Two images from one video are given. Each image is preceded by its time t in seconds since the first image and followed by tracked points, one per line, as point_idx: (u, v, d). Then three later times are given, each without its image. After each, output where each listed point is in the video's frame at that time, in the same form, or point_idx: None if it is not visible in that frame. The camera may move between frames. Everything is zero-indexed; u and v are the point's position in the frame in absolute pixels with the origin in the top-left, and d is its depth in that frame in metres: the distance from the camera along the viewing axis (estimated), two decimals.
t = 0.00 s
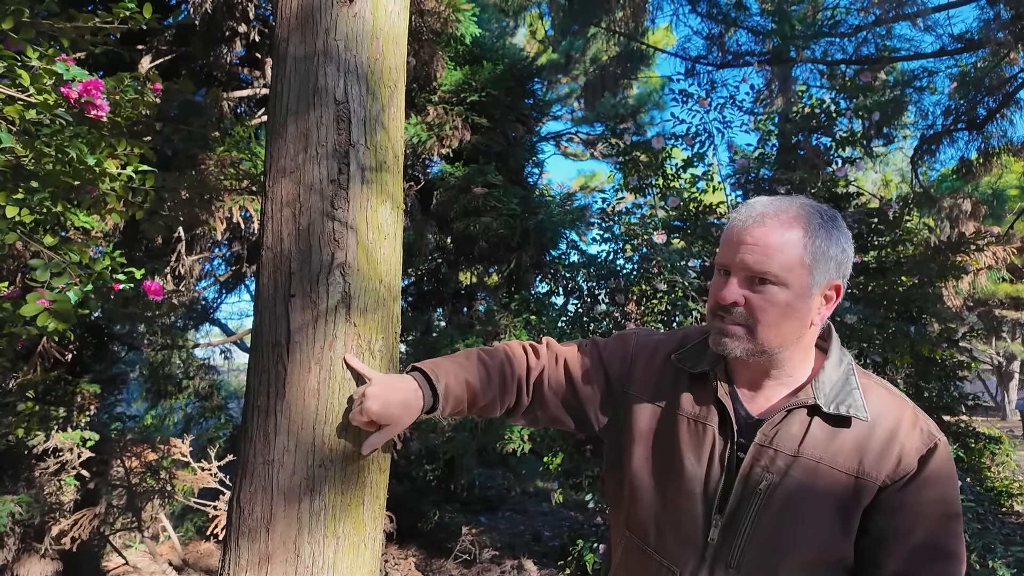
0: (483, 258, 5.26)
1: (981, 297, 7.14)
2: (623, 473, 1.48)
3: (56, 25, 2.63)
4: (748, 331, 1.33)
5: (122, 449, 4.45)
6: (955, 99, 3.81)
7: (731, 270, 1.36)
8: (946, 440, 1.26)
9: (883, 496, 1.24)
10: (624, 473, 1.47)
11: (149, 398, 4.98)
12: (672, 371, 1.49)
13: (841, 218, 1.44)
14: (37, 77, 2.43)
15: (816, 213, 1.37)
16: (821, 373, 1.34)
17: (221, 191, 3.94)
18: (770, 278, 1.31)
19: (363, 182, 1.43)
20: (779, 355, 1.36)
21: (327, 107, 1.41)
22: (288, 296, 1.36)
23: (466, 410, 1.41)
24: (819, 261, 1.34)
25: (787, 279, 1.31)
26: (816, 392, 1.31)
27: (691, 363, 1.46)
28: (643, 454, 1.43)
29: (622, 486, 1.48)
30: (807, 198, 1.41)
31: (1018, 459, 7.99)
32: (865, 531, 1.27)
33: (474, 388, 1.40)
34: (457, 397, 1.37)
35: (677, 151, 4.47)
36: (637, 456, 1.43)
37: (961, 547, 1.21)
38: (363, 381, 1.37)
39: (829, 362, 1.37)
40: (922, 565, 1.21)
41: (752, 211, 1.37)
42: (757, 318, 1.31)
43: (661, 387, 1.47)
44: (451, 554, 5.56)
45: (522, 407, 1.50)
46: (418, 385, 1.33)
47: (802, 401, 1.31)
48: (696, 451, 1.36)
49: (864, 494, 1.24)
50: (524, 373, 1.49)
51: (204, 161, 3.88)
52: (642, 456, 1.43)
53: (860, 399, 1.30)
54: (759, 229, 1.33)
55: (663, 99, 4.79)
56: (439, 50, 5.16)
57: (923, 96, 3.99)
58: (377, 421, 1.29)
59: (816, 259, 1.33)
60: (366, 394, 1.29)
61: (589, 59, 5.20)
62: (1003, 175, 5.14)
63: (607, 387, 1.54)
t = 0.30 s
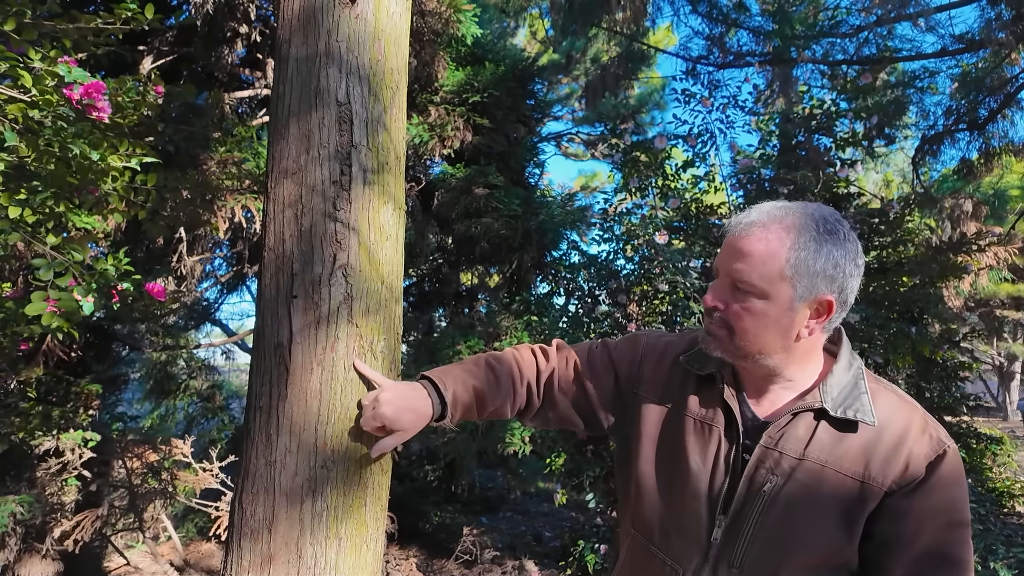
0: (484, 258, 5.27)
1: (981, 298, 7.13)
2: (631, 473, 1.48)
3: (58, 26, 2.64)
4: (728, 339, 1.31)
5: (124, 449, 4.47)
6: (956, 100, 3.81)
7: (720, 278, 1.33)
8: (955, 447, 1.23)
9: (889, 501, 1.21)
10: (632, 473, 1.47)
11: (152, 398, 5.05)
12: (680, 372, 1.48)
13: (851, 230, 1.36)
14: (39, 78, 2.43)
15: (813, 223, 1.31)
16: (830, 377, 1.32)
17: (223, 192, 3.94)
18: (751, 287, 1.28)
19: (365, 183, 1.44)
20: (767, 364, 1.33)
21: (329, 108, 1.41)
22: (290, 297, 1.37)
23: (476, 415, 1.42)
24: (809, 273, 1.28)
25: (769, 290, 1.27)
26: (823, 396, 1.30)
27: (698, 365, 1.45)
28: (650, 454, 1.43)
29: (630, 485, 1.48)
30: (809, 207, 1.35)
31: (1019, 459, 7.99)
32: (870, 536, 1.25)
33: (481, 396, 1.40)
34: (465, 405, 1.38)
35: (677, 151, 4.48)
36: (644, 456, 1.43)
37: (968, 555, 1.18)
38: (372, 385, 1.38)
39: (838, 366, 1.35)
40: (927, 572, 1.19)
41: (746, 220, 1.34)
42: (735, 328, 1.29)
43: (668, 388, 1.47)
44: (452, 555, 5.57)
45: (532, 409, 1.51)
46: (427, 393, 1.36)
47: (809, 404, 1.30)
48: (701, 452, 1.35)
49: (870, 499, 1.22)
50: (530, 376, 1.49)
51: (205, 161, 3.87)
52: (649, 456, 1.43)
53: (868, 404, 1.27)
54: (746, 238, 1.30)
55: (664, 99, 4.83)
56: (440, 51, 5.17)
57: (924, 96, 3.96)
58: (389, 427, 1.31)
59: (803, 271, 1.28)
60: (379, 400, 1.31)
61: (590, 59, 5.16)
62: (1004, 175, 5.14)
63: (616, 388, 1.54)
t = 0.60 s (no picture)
0: (485, 258, 5.28)
1: (982, 299, 7.14)
2: (630, 474, 1.48)
3: (59, 26, 2.65)
4: (729, 343, 1.29)
5: (124, 450, 4.49)
6: (958, 99, 3.80)
7: (718, 282, 1.32)
8: (955, 449, 1.22)
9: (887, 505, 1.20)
10: (630, 474, 1.47)
11: (153, 399, 5.04)
12: (677, 373, 1.47)
13: (849, 229, 1.34)
14: (40, 77, 2.45)
15: (812, 224, 1.29)
16: (827, 379, 1.30)
17: (222, 192, 3.95)
18: (751, 291, 1.26)
19: (365, 183, 1.43)
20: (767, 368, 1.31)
21: (329, 108, 1.41)
22: (290, 296, 1.36)
23: (480, 416, 1.42)
24: (808, 276, 1.27)
25: (769, 294, 1.25)
26: (821, 398, 1.28)
27: (696, 366, 1.43)
28: (647, 456, 1.42)
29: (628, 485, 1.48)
30: (807, 207, 1.33)
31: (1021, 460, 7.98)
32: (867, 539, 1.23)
33: (486, 396, 1.40)
34: (470, 405, 1.38)
35: (678, 151, 4.48)
36: (641, 457, 1.43)
37: (969, 558, 1.16)
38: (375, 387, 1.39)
39: (837, 368, 1.33)
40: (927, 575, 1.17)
41: (743, 222, 1.32)
42: (736, 332, 1.28)
43: (665, 390, 1.46)
44: (453, 555, 5.57)
45: (534, 409, 1.50)
46: (433, 393, 1.35)
47: (807, 406, 1.29)
48: (697, 454, 1.35)
49: (867, 502, 1.20)
50: (529, 377, 1.49)
51: (205, 162, 3.86)
52: (646, 457, 1.42)
53: (867, 406, 1.26)
54: (744, 241, 1.28)
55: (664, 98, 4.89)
56: (441, 51, 5.17)
57: (925, 96, 3.97)
58: (397, 424, 1.31)
59: (803, 274, 1.26)
60: (387, 397, 1.31)
61: (591, 59, 5.16)
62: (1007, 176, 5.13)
63: (614, 388, 1.53)
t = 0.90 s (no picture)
0: (485, 259, 5.29)
1: (982, 299, 7.13)
2: (624, 474, 1.48)
3: (62, 27, 2.66)
4: (722, 345, 1.28)
5: (126, 450, 4.49)
6: (960, 100, 3.81)
7: (711, 284, 1.30)
8: (954, 451, 1.20)
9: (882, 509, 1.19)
10: (625, 475, 1.47)
11: (154, 399, 5.05)
12: (672, 373, 1.46)
13: (846, 229, 1.33)
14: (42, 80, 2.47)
15: (808, 226, 1.28)
16: (823, 381, 1.29)
17: (223, 193, 3.95)
18: (745, 293, 1.24)
19: (366, 184, 1.43)
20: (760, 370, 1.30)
21: (329, 109, 1.41)
22: (290, 297, 1.37)
23: (484, 408, 1.41)
24: (802, 278, 1.25)
25: (763, 296, 1.24)
26: (816, 400, 1.27)
27: (691, 367, 1.43)
28: (642, 458, 1.42)
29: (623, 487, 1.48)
30: (802, 208, 1.32)
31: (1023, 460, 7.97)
32: (863, 542, 1.23)
33: (493, 386, 1.40)
34: (478, 392, 1.37)
35: (679, 151, 4.48)
36: (636, 458, 1.42)
37: (967, 562, 1.15)
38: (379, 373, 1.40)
39: (832, 369, 1.32)
40: None
41: (737, 223, 1.30)
42: (730, 334, 1.26)
43: (660, 391, 1.46)
44: (454, 555, 5.57)
45: (530, 408, 1.49)
46: (441, 377, 1.35)
47: (801, 410, 1.28)
48: (692, 456, 1.34)
49: (862, 507, 1.20)
50: (529, 373, 1.49)
51: (206, 163, 3.85)
52: (642, 458, 1.42)
53: (862, 408, 1.24)
54: (737, 243, 1.26)
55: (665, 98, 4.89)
56: (442, 52, 5.18)
57: (927, 95, 3.97)
58: (401, 405, 1.29)
59: (798, 277, 1.25)
60: (393, 377, 1.29)
61: (591, 60, 5.07)
62: (1009, 176, 5.12)
63: (609, 388, 1.53)
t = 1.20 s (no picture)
0: (488, 258, 5.30)
1: (985, 299, 7.11)
2: (624, 474, 1.47)
3: (66, 28, 2.65)
4: (725, 346, 1.28)
5: (128, 450, 4.49)
6: (962, 99, 3.76)
7: (713, 283, 1.30)
8: (959, 453, 1.19)
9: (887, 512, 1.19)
10: (625, 476, 1.46)
11: (156, 399, 4.99)
12: (673, 373, 1.45)
13: (851, 228, 1.32)
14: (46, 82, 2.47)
15: (812, 225, 1.27)
16: (827, 381, 1.29)
17: (227, 193, 3.95)
18: (748, 293, 1.24)
19: (369, 184, 1.43)
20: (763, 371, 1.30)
21: (333, 109, 1.41)
22: (294, 297, 1.36)
23: (476, 398, 1.41)
24: (807, 278, 1.25)
25: (766, 297, 1.24)
26: (820, 401, 1.26)
27: (692, 367, 1.41)
28: (642, 459, 1.41)
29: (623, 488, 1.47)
30: (808, 207, 1.31)
31: None
32: (868, 546, 1.22)
33: (485, 375, 1.40)
34: (469, 381, 1.38)
35: (681, 152, 4.49)
36: (636, 458, 1.42)
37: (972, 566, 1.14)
38: (374, 364, 1.38)
39: (836, 368, 1.31)
40: None
41: (741, 222, 1.30)
42: (732, 335, 1.26)
43: (661, 391, 1.44)
44: (456, 556, 5.58)
45: (527, 403, 1.49)
46: (430, 366, 1.36)
47: (805, 411, 1.28)
48: (693, 458, 1.34)
49: (866, 509, 1.19)
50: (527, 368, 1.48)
51: (209, 163, 3.85)
52: (641, 458, 1.41)
53: (867, 409, 1.24)
54: (741, 243, 1.26)
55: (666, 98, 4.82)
56: (444, 52, 5.18)
57: (930, 95, 3.92)
58: (387, 396, 1.30)
59: (802, 277, 1.24)
60: (380, 368, 1.30)
61: (593, 59, 5.20)
62: (1013, 175, 5.10)
63: (609, 387, 1.51)
